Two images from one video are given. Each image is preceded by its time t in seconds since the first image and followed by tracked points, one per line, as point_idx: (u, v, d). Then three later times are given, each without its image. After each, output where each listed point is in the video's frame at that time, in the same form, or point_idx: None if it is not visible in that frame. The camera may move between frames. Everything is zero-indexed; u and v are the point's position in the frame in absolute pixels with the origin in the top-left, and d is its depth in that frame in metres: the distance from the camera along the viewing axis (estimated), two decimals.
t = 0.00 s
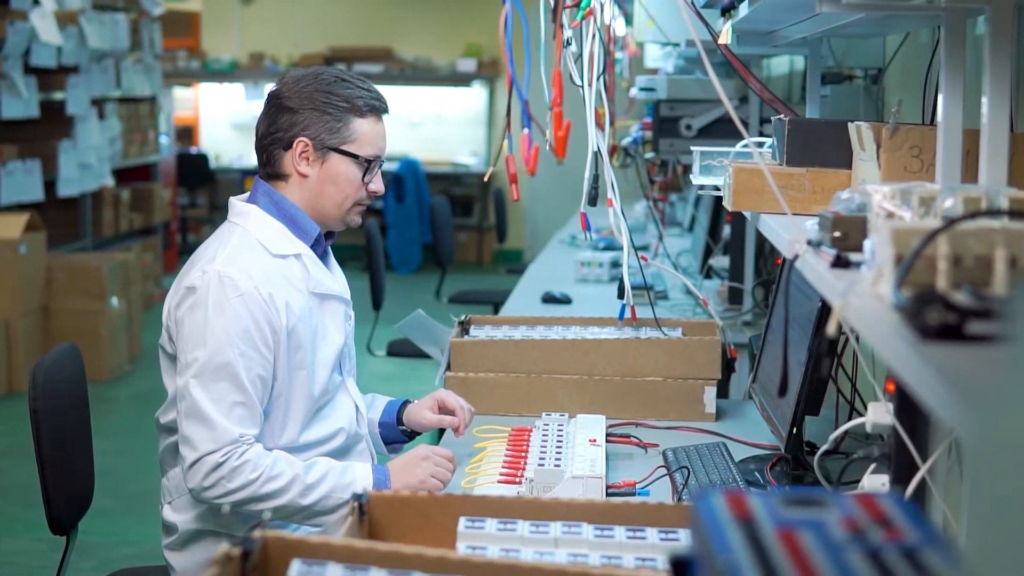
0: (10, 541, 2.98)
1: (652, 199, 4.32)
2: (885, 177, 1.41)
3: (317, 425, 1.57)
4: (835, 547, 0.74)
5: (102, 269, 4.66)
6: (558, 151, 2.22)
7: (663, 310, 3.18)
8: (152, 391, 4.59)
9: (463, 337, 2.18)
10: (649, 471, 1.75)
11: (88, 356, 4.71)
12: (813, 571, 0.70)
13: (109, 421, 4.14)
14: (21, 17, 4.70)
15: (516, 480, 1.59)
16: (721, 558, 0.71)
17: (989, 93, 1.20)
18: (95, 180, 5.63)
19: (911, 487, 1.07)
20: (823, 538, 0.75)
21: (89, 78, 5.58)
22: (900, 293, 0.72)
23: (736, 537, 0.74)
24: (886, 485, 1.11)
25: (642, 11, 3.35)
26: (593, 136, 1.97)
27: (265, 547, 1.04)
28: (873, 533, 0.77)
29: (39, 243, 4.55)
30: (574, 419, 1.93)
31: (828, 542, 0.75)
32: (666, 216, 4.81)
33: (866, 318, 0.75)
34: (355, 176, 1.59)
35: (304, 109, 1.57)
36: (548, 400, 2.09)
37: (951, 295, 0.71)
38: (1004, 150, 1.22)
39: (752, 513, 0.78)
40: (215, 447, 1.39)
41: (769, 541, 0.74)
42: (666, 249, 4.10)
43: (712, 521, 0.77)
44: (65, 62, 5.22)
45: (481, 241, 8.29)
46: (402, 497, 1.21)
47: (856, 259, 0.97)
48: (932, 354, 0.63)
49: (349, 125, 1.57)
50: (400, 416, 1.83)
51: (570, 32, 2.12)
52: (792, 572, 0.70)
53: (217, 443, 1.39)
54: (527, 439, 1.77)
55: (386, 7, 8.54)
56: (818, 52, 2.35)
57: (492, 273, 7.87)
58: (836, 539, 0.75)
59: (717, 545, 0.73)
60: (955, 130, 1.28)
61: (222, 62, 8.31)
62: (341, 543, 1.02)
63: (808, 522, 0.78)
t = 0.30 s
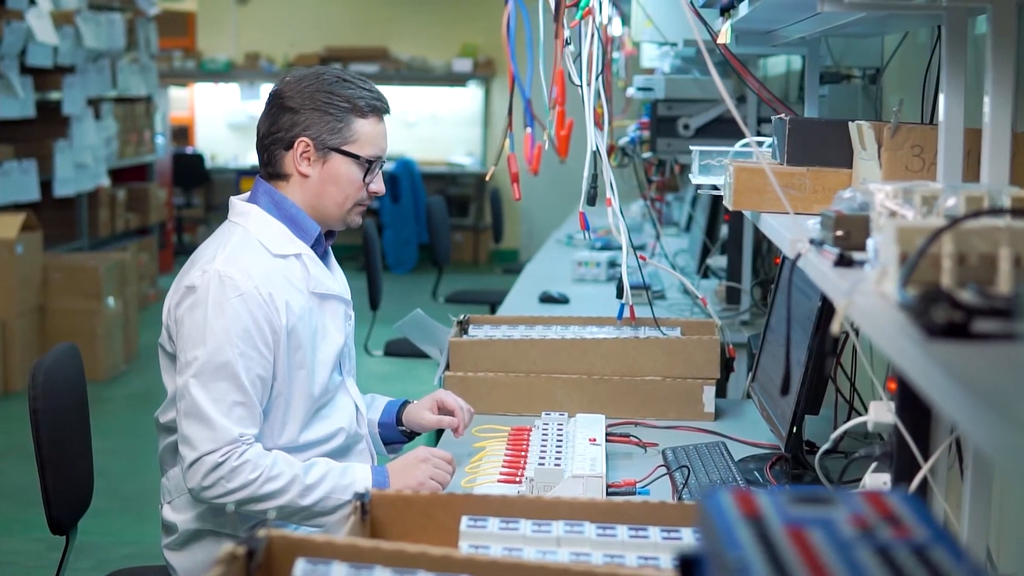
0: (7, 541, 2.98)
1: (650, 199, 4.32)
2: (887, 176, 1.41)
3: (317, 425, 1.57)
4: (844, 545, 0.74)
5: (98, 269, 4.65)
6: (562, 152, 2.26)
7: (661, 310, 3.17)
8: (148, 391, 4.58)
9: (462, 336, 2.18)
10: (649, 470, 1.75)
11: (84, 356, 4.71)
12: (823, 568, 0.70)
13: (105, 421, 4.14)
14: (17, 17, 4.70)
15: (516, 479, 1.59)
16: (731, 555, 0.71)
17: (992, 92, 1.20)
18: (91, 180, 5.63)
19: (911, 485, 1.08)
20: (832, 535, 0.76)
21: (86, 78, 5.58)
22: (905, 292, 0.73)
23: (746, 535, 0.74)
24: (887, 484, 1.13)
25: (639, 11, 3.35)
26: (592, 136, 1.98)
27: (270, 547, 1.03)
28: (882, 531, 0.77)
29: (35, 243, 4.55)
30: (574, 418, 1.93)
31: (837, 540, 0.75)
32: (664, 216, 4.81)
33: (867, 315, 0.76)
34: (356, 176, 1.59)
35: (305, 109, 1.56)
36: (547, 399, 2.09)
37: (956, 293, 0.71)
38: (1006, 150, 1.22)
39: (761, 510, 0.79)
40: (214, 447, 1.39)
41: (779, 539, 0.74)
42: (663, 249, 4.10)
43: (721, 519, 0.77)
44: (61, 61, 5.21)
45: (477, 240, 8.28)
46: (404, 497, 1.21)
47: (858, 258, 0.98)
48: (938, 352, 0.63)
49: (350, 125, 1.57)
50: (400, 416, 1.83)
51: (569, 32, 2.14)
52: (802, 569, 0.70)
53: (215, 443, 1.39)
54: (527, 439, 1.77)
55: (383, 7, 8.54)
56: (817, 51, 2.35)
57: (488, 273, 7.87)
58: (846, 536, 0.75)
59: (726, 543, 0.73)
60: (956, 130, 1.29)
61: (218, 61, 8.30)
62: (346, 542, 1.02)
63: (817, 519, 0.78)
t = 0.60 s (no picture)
0: (6, 542, 2.98)
1: (650, 199, 4.32)
2: (889, 175, 1.41)
3: (318, 423, 1.57)
4: (855, 543, 0.74)
5: (96, 269, 4.65)
6: (565, 149, 2.26)
7: (660, 309, 3.17)
8: (146, 390, 4.58)
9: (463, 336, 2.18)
10: (651, 470, 1.75)
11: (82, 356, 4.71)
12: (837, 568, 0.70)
13: (103, 422, 4.13)
14: (15, 18, 4.70)
15: (518, 479, 1.59)
16: (742, 553, 0.70)
17: (997, 92, 1.20)
18: (89, 180, 5.62)
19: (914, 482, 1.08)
20: (843, 534, 0.76)
21: (84, 77, 5.58)
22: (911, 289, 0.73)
23: (756, 534, 0.74)
24: (891, 482, 1.12)
25: (638, 11, 3.34)
26: (593, 135, 1.98)
27: (276, 546, 1.03)
28: (892, 528, 0.77)
29: (33, 243, 4.55)
30: (574, 417, 1.93)
31: (848, 539, 0.75)
32: (661, 216, 4.81)
33: (874, 313, 0.76)
34: (357, 176, 1.59)
35: (307, 109, 1.56)
36: (548, 398, 2.10)
37: (964, 291, 0.71)
38: (1011, 149, 1.22)
39: (770, 508, 0.78)
40: (225, 446, 1.39)
41: (790, 537, 0.74)
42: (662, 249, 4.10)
43: (730, 517, 0.77)
44: (59, 61, 5.22)
45: (475, 240, 8.28)
46: (408, 497, 1.21)
47: (863, 257, 0.97)
48: (947, 352, 0.63)
49: (352, 126, 1.57)
50: (424, 408, 1.85)
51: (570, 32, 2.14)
52: (816, 569, 0.70)
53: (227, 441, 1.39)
54: (528, 438, 1.77)
55: (380, 7, 8.54)
56: (819, 51, 2.35)
57: (486, 273, 7.87)
58: (857, 535, 0.75)
59: (737, 540, 0.73)
60: (959, 129, 1.29)
61: (215, 61, 8.31)
62: (352, 540, 1.02)
63: (827, 518, 0.78)
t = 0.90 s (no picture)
0: (3, 543, 2.97)
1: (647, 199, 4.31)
2: (889, 176, 1.41)
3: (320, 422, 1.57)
4: (860, 543, 0.74)
5: (92, 270, 4.65)
6: (565, 150, 2.26)
7: (657, 310, 3.17)
8: (143, 391, 4.58)
9: (461, 337, 2.18)
10: (650, 470, 1.75)
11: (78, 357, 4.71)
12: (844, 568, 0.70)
13: (99, 422, 4.13)
14: (11, 18, 4.69)
15: (517, 479, 1.58)
16: (748, 555, 0.70)
17: (996, 92, 1.20)
18: (85, 181, 5.61)
19: (915, 482, 1.08)
20: (847, 535, 0.76)
21: (80, 78, 5.57)
22: (913, 291, 0.73)
23: (761, 535, 0.74)
24: (889, 483, 1.13)
25: (635, 11, 3.33)
26: (590, 135, 1.98)
27: (277, 548, 1.03)
28: (897, 529, 0.77)
29: (29, 243, 4.54)
30: (573, 418, 1.92)
31: (852, 539, 0.75)
32: (658, 216, 4.82)
33: (875, 315, 0.76)
34: (353, 177, 1.59)
35: (303, 110, 1.56)
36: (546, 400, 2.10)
37: (965, 292, 0.71)
38: (1010, 150, 1.22)
39: (774, 510, 0.78)
40: (262, 443, 1.38)
41: (795, 538, 0.74)
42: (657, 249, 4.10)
43: (735, 519, 0.77)
44: (55, 62, 5.21)
45: (471, 241, 8.28)
46: (409, 498, 1.21)
47: (863, 258, 0.98)
48: (950, 353, 0.63)
49: (348, 127, 1.57)
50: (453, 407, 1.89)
51: (568, 33, 2.13)
52: (822, 570, 0.70)
53: (262, 438, 1.39)
54: (527, 441, 1.76)
55: (375, 7, 8.53)
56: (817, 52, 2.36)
57: (483, 273, 7.87)
58: (861, 536, 0.75)
59: (742, 542, 0.72)
60: (958, 129, 1.29)
61: (211, 62, 8.29)
62: (354, 542, 1.02)
63: (831, 519, 0.78)
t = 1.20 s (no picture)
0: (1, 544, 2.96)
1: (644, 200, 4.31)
2: (888, 178, 1.42)
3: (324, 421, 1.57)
4: (863, 544, 0.74)
5: (89, 270, 4.64)
6: (564, 151, 2.26)
7: (653, 310, 3.17)
8: (139, 391, 4.58)
9: (459, 338, 2.18)
10: (648, 471, 1.75)
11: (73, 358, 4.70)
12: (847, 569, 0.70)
13: (95, 422, 4.12)
14: (6, 19, 4.68)
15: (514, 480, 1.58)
16: (751, 556, 0.70)
17: (996, 93, 1.21)
18: (81, 181, 5.61)
19: (914, 483, 1.08)
20: (850, 536, 0.76)
21: (76, 79, 5.56)
22: (914, 292, 0.73)
23: (764, 536, 0.74)
24: (888, 484, 1.13)
25: (633, 12, 3.33)
26: (587, 136, 1.97)
27: (278, 550, 1.03)
28: (899, 531, 0.77)
29: (26, 244, 4.54)
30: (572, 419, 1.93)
31: (855, 541, 0.75)
32: (654, 216, 4.83)
33: (876, 315, 0.76)
34: (349, 177, 1.59)
35: (298, 110, 1.56)
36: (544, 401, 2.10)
37: (966, 294, 0.71)
38: (1010, 151, 1.22)
39: (776, 511, 0.78)
40: (306, 430, 1.41)
41: (798, 539, 0.74)
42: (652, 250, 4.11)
43: (738, 520, 0.77)
44: (51, 63, 5.20)
45: (466, 241, 8.28)
46: (409, 499, 1.21)
47: (863, 259, 0.98)
48: (950, 353, 0.63)
49: (344, 127, 1.57)
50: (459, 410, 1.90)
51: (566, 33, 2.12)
52: (825, 571, 0.70)
53: (307, 425, 1.41)
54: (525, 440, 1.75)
55: (370, 8, 8.52)
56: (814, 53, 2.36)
57: (478, 274, 7.87)
58: (864, 537, 0.75)
59: (746, 544, 0.73)
60: (956, 129, 1.29)
61: (207, 62, 8.29)
62: (354, 543, 1.02)
63: (834, 520, 0.78)
